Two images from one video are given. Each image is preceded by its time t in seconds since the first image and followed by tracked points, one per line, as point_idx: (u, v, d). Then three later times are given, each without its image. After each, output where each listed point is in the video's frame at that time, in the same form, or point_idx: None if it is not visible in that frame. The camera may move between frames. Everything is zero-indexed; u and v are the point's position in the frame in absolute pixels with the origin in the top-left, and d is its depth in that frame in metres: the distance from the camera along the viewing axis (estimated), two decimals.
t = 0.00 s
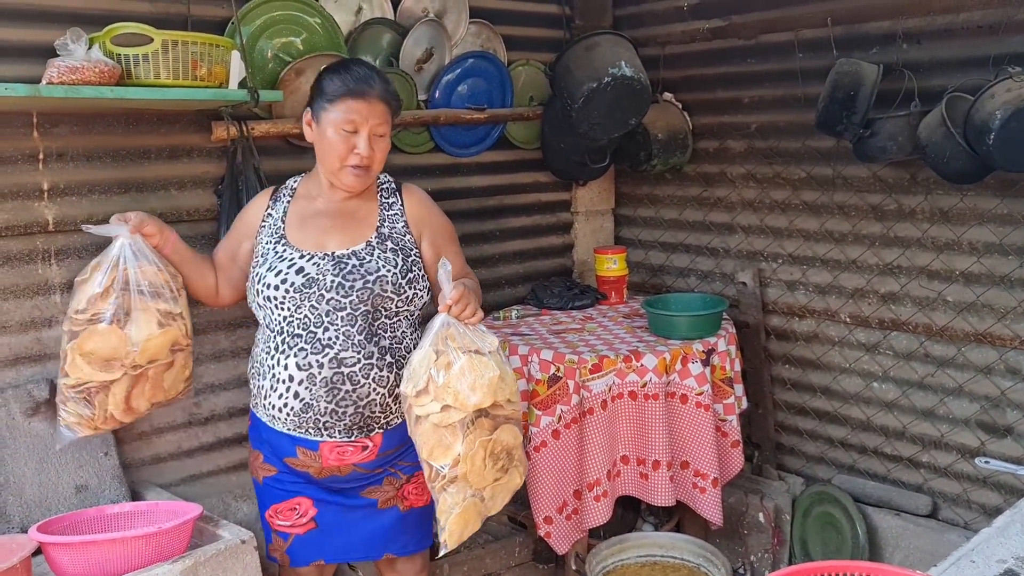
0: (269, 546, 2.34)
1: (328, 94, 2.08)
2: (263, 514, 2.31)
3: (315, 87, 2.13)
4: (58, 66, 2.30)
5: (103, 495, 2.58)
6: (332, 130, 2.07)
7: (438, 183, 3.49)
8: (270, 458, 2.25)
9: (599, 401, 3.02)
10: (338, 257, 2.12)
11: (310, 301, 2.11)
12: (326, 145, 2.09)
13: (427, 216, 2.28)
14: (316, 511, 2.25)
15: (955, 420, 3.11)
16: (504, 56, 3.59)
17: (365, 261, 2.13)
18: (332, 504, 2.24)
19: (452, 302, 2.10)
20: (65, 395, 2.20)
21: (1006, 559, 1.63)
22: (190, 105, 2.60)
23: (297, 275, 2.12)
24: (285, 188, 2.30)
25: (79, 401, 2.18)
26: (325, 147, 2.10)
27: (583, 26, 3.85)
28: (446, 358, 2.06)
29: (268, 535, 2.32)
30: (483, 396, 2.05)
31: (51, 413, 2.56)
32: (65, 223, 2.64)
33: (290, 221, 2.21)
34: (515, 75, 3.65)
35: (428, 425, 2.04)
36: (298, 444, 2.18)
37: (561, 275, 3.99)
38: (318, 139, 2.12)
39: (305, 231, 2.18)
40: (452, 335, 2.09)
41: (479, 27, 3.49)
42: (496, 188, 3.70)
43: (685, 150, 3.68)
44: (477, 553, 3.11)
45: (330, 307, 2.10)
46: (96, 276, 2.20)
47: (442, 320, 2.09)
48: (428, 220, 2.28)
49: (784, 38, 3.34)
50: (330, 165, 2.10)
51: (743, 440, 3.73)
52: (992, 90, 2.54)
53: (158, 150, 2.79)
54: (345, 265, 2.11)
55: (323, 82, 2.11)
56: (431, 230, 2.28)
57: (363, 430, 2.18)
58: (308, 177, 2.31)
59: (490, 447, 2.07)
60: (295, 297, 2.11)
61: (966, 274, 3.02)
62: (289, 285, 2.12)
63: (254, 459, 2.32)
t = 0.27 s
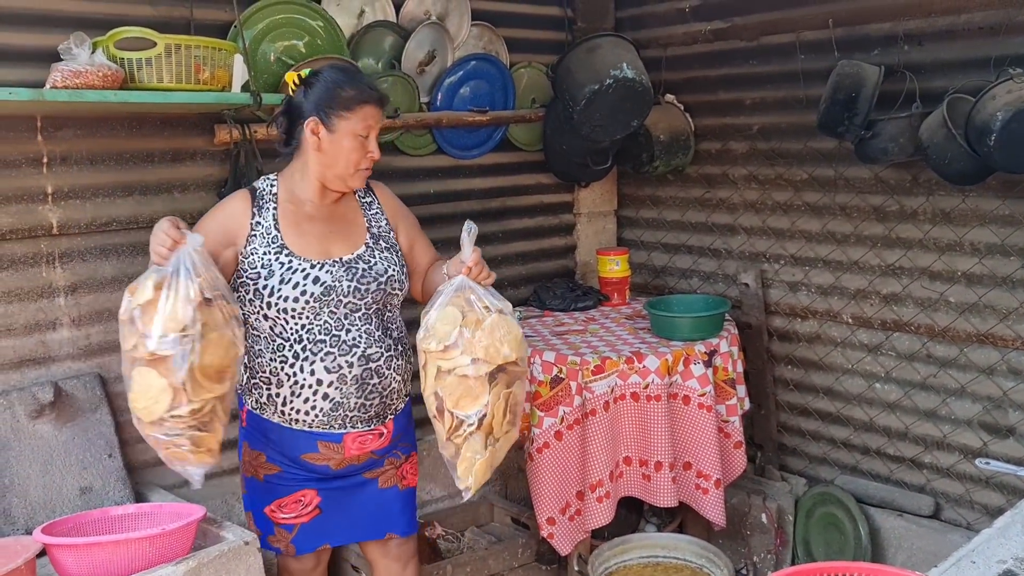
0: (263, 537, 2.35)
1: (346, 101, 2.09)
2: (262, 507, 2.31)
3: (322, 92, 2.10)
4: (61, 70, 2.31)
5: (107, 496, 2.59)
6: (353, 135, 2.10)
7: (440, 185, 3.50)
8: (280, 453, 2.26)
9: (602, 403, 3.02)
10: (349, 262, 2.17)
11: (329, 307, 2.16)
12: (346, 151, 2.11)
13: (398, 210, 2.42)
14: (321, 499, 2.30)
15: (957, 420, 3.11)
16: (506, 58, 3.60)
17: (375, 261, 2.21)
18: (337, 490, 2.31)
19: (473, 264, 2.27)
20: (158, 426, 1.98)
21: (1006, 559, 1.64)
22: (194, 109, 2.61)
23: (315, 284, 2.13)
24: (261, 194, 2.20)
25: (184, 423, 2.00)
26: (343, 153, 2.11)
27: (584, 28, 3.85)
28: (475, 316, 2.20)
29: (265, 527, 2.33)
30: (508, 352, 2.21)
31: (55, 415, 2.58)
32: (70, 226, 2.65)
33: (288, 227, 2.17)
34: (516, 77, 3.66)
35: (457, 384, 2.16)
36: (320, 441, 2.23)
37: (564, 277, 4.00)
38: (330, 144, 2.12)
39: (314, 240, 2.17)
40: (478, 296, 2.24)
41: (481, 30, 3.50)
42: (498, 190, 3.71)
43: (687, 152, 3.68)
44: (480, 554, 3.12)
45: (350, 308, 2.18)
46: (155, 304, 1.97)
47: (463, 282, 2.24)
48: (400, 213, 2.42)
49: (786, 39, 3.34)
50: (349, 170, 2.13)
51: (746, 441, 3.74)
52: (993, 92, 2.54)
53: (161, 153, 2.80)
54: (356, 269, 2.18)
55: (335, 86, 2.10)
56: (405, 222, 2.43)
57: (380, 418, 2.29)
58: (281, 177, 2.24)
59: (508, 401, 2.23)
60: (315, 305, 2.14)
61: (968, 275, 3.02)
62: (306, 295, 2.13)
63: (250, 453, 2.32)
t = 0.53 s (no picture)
0: (294, 538, 2.26)
1: (352, 98, 2.15)
2: (295, 508, 2.22)
3: (329, 91, 2.14)
4: (61, 72, 2.32)
5: (109, 497, 2.59)
6: (358, 132, 2.18)
7: (441, 185, 3.50)
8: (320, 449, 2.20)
9: (603, 402, 3.01)
10: (369, 250, 2.25)
11: (365, 296, 2.22)
12: (355, 147, 2.18)
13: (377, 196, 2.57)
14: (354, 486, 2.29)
15: (960, 419, 3.10)
16: (507, 58, 3.60)
17: (389, 246, 2.34)
18: (371, 475, 2.32)
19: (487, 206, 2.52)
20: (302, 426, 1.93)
21: (1008, 558, 1.64)
22: (194, 110, 2.61)
23: (354, 275, 2.18)
24: (269, 198, 2.14)
25: (327, 419, 1.97)
26: (350, 149, 2.18)
27: (585, 27, 3.85)
28: (497, 254, 2.43)
29: (299, 526, 2.25)
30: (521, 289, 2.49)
31: (57, 416, 2.58)
32: (71, 227, 2.65)
33: (307, 225, 2.17)
34: (517, 77, 3.65)
35: (483, 314, 2.38)
36: (361, 427, 2.26)
37: (565, 276, 4.00)
38: (339, 142, 2.17)
39: (332, 234, 2.21)
40: (497, 237, 2.47)
41: (482, 30, 3.50)
42: (499, 190, 3.71)
43: (687, 151, 3.68)
44: (482, 554, 3.12)
45: (380, 294, 2.28)
46: (271, 312, 1.91)
47: (483, 222, 2.48)
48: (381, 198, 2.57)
49: (786, 38, 3.34)
50: (355, 165, 2.20)
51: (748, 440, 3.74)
52: (994, 89, 2.54)
53: (162, 155, 2.80)
54: (378, 256, 2.27)
55: (342, 84, 2.15)
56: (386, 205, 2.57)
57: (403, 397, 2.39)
58: (278, 176, 2.21)
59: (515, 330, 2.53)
60: (355, 295, 2.19)
61: (970, 273, 3.01)
62: (349, 286, 2.17)
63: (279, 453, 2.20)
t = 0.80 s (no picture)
0: (338, 536, 2.26)
1: (371, 101, 2.16)
2: (345, 502, 2.23)
3: (349, 95, 2.13)
4: (60, 72, 2.30)
5: (109, 499, 2.60)
6: (379, 132, 2.20)
7: (441, 185, 3.49)
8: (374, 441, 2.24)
9: (604, 402, 3.01)
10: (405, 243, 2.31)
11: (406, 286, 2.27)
12: (377, 148, 2.21)
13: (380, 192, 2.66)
14: (394, 477, 2.33)
15: (962, 417, 3.09)
16: (505, 57, 3.59)
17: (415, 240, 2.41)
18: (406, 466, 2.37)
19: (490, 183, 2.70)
20: (426, 418, 2.07)
21: (1010, 556, 1.63)
22: (192, 111, 2.61)
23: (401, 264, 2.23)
24: (306, 202, 2.15)
25: (442, 407, 2.12)
26: (373, 149, 2.20)
27: (584, 26, 3.84)
28: (513, 228, 2.62)
29: (345, 521, 2.26)
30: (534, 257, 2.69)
31: (56, 418, 2.58)
32: (69, 229, 2.65)
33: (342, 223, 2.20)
34: (516, 76, 3.65)
35: (516, 286, 2.58)
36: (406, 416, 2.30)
37: (566, 276, 3.99)
38: (363, 144, 2.18)
39: (365, 231, 2.27)
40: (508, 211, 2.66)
41: (481, 29, 3.49)
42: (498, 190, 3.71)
43: (687, 149, 3.68)
44: (483, 554, 3.11)
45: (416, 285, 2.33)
46: (389, 311, 2.03)
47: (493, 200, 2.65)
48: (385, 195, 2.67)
49: (786, 36, 3.33)
50: (377, 164, 2.24)
51: (749, 439, 3.73)
52: (994, 86, 2.53)
53: (160, 156, 2.79)
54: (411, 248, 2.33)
55: (360, 87, 2.15)
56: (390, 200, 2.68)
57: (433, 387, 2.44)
58: (303, 180, 2.21)
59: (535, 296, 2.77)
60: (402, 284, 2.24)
61: (971, 271, 3.00)
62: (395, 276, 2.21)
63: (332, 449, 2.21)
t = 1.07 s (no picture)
0: (415, 532, 2.28)
1: (405, 100, 2.20)
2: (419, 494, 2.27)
3: (383, 95, 2.17)
4: (62, 74, 2.32)
5: (114, 498, 2.61)
6: (413, 129, 2.24)
7: (443, 184, 3.51)
8: (439, 433, 2.27)
9: (607, 400, 3.01)
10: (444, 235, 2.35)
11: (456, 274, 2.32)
12: (413, 145, 2.25)
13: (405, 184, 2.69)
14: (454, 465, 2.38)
15: (965, 414, 3.09)
16: (507, 56, 3.59)
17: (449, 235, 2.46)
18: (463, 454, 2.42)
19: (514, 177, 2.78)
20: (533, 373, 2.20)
21: (1013, 552, 1.63)
22: (196, 112, 2.62)
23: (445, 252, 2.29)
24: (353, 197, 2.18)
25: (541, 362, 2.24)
26: (408, 147, 2.24)
27: (585, 25, 3.85)
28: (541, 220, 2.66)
29: (421, 516, 2.28)
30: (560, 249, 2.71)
31: (61, 418, 2.59)
32: (73, 230, 2.66)
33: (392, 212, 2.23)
34: (518, 75, 3.66)
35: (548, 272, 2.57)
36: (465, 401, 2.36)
37: (569, 274, 4.00)
38: (399, 142, 2.22)
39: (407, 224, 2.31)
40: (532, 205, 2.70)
41: (482, 28, 3.50)
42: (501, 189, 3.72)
43: (689, 148, 3.69)
44: (488, 553, 3.12)
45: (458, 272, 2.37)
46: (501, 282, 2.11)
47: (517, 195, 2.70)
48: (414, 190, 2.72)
49: (787, 34, 3.34)
50: (413, 161, 2.28)
51: (753, 436, 3.74)
52: (996, 82, 2.53)
53: (164, 156, 2.81)
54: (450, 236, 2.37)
55: (393, 87, 2.18)
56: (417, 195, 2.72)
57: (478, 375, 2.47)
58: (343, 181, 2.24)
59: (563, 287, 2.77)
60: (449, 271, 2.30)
61: (974, 267, 3.00)
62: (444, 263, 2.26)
63: (400, 445, 2.24)
